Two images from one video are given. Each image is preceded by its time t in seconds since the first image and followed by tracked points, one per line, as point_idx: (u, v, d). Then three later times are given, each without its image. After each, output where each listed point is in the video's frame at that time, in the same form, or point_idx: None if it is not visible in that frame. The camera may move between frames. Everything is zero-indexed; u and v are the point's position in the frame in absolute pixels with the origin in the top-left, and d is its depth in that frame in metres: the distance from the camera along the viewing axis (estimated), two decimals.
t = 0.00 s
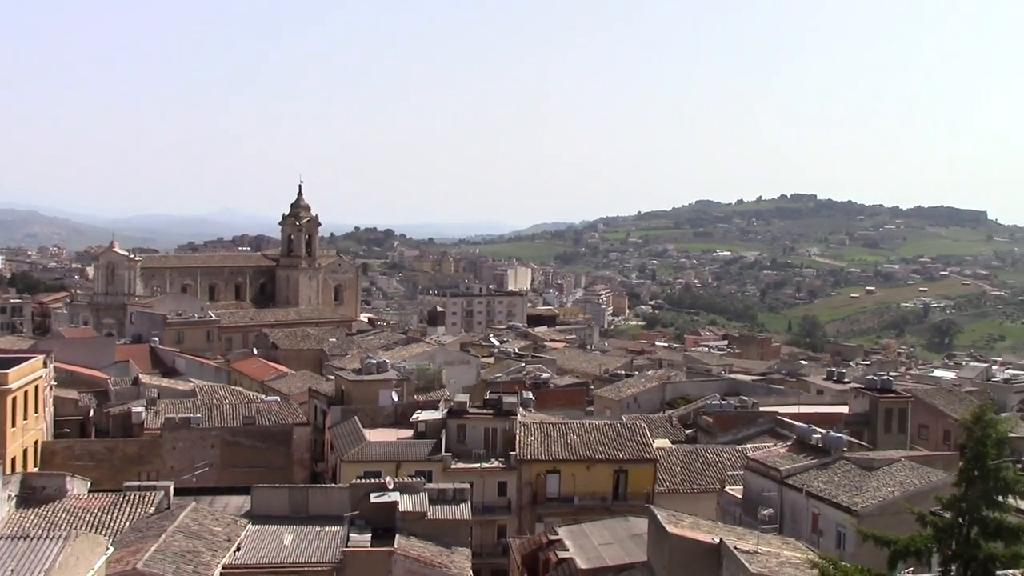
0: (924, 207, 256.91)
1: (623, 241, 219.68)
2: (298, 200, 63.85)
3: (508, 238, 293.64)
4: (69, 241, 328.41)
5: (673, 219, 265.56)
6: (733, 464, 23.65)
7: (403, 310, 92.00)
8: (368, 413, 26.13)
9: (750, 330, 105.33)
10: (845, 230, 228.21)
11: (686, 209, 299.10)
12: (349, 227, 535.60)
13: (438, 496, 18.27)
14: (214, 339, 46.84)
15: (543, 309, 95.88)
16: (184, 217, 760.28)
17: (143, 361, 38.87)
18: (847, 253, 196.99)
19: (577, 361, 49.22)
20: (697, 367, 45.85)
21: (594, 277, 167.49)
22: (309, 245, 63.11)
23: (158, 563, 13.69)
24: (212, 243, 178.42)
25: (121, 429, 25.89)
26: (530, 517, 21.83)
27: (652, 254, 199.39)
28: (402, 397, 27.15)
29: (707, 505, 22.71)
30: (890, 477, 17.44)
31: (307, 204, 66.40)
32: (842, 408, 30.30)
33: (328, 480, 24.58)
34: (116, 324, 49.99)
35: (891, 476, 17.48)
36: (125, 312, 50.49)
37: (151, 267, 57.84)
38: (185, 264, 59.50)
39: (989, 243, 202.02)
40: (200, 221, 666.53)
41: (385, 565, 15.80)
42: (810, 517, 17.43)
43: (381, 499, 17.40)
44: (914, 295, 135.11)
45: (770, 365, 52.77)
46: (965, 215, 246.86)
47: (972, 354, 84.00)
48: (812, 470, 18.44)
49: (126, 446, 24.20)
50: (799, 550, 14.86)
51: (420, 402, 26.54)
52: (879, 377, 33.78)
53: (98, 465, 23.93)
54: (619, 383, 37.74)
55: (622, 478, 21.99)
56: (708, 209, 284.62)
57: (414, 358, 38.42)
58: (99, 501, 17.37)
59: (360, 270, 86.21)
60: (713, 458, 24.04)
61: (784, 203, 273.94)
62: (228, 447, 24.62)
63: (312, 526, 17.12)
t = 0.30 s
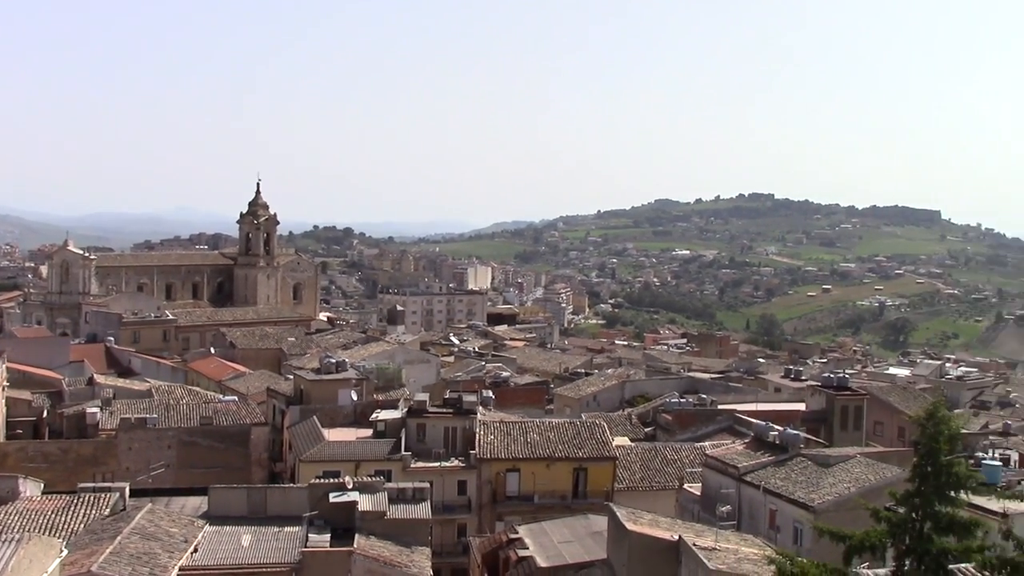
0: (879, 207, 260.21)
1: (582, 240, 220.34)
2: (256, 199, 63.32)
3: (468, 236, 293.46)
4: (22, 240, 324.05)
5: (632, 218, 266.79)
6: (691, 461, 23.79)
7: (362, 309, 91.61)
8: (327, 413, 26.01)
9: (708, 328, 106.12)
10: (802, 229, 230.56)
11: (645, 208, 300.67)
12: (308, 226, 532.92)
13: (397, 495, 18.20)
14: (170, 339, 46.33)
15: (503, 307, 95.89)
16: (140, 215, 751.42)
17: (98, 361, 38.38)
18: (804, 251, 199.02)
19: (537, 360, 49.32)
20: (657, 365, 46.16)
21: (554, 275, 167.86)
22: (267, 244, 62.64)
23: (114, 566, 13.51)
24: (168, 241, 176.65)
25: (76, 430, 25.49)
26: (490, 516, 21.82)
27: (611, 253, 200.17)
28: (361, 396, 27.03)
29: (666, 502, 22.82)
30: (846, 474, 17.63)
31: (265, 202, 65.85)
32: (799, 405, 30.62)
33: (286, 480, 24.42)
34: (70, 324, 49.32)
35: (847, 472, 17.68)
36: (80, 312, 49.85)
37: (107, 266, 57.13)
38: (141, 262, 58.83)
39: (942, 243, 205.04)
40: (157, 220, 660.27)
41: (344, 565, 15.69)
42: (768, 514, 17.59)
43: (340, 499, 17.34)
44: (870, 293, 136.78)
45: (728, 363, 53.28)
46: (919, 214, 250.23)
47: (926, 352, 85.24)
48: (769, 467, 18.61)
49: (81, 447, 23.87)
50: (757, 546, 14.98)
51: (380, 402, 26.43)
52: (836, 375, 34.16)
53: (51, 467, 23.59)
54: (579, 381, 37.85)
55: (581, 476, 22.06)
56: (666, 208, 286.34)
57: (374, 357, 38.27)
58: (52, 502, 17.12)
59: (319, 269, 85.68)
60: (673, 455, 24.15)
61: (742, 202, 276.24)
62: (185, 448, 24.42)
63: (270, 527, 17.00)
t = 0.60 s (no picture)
0: (838, 207, 263.02)
1: (545, 239, 220.77)
2: (216, 197, 62.71)
3: (430, 234, 292.80)
4: None
5: (594, 217, 267.59)
6: (654, 459, 23.88)
7: (324, 307, 91.18)
8: (289, 413, 25.87)
9: (670, 326, 106.83)
10: (762, 228, 232.57)
11: (607, 207, 301.85)
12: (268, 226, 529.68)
13: (360, 495, 18.12)
14: (129, 339, 45.80)
15: (466, 306, 95.85)
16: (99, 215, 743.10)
17: (54, 361, 37.88)
18: (764, 250, 200.80)
19: (499, 358, 49.37)
20: (619, 363, 46.34)
21: (516, 274, 168.20)
22: (228, 242, 62.08)
23: (71, 569, 13.34)
24: (125, 240, 174.60)
25: (33, 433, 24.78)
26: (454, 515, 21.79)
27: (573, 252, 200.72)
28: (323, 396, 26.87)
29: (629, 500, 22.90)
30: (806, 470, 17.80)
31: (225, 201, 65.24)
32: (759, 403, 30.88)
33: (248, 481, 24.23)
34: (26, 324, 48.68)
35: (807, 468, 17.86)
36: (35, 312, 49.21)
37: (64, 265, 56.42)
38: (99, 261, 58.13)
39: (899, 241, 207.60)
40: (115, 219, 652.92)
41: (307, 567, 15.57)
42: (730, 511, 17.70)
43: (303, 499, 17.27)
44: (829, 291, 138.22)
45: (689, 360, 53.59)
46: (877, 213, 253.26)
47: (884, 349, 86.24)
48: (730, 464, 18.75)
49: (37, 450, 23.52)
50: (719, 543, 15.07)
51: (342, 402, 26.31)
52: (795, 372, 34.49)
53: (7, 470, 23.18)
54: (541, 380, 37.90)
55: (544, 475, 22.10)
56: (628, 207, 287.61)
57: (336, 357, 38.07)
58: (9, 505, 16.85)
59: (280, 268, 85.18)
60: (635, 453, 24.25)
61: (703, 201, 278.07)
62: (145, 450, 24.20)
63: (231, 528, 16.85)
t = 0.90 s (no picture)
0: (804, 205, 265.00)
1: (513, 237, 220.84)
2: (182, 196, 62.13)
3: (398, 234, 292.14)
4: None
5: (562, 215, 267.80)
6: (623, 457, 23.94)
7: (292, 307, 90.62)
8: (257, 413, 25.69)
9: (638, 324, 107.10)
10: (729, 226, 233.89)
11: (575, 205, 302.32)
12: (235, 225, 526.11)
13: (328, 495, 18.04)
14: (93, 339, 45.38)
15: (434, 305, 95.68)
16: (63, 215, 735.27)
17: (18, 362, 37.41)
18: (731, 248, 201.85)
19: (468, 357, 49.34)
20: (588, 361, 46.40)
21: (484, 272, 168.11)
22: (194, 242, 61.54)
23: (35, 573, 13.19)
24: (89, 240, 172.72)
25: None
26: (423, 515, 21.75)
27: (542, 250, 200.93)
28: (291, 396, 26.73)
29: (598, 498, 22.96)
30: (774, 466, 17.92)
31: (191, 200, 64.65)
32: (727, 400, 31.09)
33: (215, 482, 24.08)
34: None
35: (774, 465, 17.96)
36: None
37: (27, 265, 55.73)
38: (63, 262, 57.47)
39: (864, 239, 209.44)
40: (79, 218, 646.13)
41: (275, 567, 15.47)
42: (698, 508, 17.78)
43: (271, 499, 17.16)
44: (795, 288, 139.20)
45: (658, 358, 53.80)
46: (842, 211, 255.62)
47: (850, 346, 86.99)
48: (699, 461, 18.83)
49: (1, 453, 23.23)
50: (688, 539, 15.13)
51: (310, 401, 26.17)
52: (762, 369, 34.76)
53: None
54: (510, 378, 37.92)
55: (513, 473, 22.12)
56: (596, 205, 288.32)
57: (304, 356, 37.88)
58: None
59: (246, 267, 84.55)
60: (604, 451, 24.30)
61: (671, 200, 279.26)
62: (111, 451, 23.97)
63: (199, 530, 16.71)
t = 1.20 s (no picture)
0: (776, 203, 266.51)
1: (487, 236, 220.70)
2: (154, 195, 61.63)
3: (372, 232, 291.34)
4: None
5: (536, 214, 267.82)
6: (597, 455, 23.99)
7: (264, 307, 90.11)
8: (229, 413, 25.56)
9: (612, 322, 107.50)
10: (702, 224, 234.81)
11: (549, 204, 302.59)
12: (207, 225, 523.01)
13: (302, 495, 17.96)
14: (64, 339, 44.95)
15: (408, 305, 95.44)
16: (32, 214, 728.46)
17: None
18: (704, 246, 202.68)
19: (442, 356, 49.30)
20: (562, 360, 46.49)
21: (458, 272, 167.92)
22: (165, 241, 61.09)
23: None
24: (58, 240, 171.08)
25: None
26: (397, 514, 21.71)
27: (516, 249, 200.98)
28: (264, 395, 26.60)
29: (573, 496, 22.98)
30: (747, 464, 18.00)
31: (162, 198, 64.14)
32: (700, 398, 31.19)
33: (187, 483, 23.93)
34: None
35: (747, 462, 18.06)
36: None
37: None
38: (32, 262, 56.92)
39: (836, 237, 210.91)
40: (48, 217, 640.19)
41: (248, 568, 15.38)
42: (672, 505, 17.85)
43: (244, 500, 17.07)
44: (768, 286, 140.05)
45: (632, 357, 53.95)
46: (813, 209, 257.25)
47: (822, 344, 87.60)
48: (672, 459, 18.91)
49: None
50: (662, 536, 15.19)
51: (283, 401, 26.08)
52: (735, 367, 34.92)
53: None
54: (484, 377, 37.92)
55: (487, 472, 22.11)
56: (570, 204, 288.69)
57: (277, 356, 37.71)
58: None
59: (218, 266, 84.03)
60: (578, 449, 24.35)
61: (644, 198, 280.11)
62: (82, 453, 23.78)
63: (171, 531, 16.59)
